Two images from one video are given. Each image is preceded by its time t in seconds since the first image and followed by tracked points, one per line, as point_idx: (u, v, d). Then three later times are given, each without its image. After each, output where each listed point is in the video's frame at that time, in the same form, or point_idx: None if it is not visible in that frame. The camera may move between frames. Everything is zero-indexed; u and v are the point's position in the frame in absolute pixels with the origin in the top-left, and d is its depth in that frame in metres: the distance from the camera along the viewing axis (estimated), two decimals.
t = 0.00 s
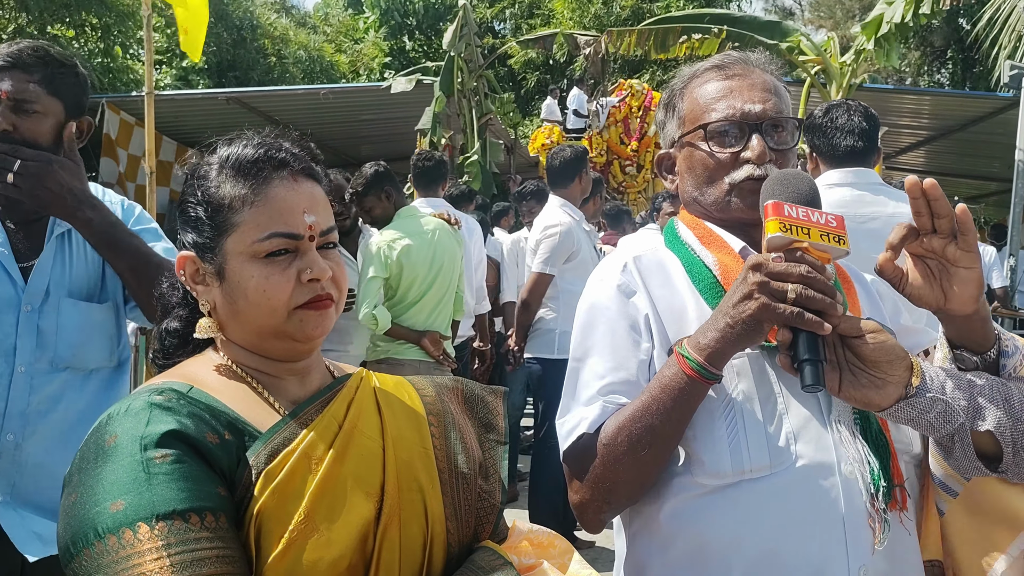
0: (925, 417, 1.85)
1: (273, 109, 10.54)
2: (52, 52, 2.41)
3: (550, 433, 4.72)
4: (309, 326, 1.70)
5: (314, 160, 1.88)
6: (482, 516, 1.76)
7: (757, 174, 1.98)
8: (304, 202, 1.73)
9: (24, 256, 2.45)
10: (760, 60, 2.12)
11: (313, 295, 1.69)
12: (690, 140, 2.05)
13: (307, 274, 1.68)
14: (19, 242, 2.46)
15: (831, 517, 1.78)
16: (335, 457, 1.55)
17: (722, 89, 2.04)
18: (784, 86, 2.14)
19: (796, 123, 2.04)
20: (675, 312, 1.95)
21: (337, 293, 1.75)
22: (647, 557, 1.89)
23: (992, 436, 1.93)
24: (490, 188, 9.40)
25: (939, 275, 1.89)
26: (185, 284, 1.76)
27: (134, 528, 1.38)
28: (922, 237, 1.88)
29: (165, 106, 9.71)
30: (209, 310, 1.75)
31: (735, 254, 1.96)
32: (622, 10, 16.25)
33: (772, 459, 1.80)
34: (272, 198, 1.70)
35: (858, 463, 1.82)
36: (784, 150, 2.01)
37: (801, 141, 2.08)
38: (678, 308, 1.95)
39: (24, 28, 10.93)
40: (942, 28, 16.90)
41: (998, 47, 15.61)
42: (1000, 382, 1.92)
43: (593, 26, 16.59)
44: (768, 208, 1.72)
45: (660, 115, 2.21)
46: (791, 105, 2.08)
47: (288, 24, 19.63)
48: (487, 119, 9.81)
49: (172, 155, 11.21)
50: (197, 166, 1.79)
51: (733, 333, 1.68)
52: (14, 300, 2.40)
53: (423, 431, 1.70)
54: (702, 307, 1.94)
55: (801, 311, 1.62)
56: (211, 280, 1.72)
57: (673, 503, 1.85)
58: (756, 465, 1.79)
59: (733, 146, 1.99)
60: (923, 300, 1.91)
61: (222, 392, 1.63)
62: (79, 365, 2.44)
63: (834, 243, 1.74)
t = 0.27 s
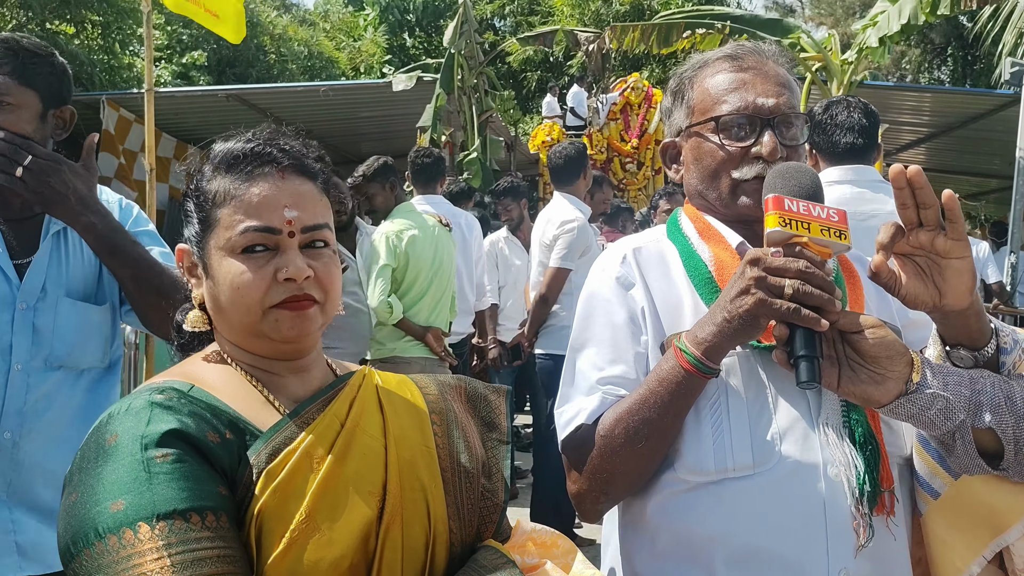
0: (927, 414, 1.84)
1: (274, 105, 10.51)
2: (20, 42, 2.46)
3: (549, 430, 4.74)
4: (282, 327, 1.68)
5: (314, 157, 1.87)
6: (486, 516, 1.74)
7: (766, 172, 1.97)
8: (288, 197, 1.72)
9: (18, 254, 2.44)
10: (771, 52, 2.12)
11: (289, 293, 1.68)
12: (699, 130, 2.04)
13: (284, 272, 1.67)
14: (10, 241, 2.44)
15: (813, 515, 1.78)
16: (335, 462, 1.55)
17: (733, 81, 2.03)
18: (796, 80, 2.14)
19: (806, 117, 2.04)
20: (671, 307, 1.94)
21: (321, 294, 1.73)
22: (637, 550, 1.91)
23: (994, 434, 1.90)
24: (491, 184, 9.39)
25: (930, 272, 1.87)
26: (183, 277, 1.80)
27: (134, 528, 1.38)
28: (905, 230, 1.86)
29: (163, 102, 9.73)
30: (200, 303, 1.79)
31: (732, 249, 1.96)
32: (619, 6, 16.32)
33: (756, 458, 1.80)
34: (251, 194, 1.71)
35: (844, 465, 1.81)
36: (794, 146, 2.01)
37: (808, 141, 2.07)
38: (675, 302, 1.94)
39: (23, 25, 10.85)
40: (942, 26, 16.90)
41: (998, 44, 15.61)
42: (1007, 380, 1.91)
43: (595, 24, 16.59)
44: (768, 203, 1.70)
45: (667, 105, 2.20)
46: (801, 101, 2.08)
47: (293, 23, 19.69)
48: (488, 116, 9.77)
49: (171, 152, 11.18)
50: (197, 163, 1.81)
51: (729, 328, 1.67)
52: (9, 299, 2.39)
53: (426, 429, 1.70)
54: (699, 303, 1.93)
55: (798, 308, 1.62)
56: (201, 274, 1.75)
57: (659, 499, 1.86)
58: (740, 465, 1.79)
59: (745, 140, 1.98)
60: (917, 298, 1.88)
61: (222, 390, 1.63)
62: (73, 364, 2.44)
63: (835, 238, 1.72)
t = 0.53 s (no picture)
0: (924, 420, 1.83)
1: (274, 105, 10.50)
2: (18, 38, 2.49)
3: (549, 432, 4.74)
4: (274, 328, 1.65)
5: (315, 156, 1.85)
6: (491, 519, 1.74)
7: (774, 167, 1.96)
8: (282, 198, 1.70)
9: (10, 255, 2.43)
10: (781, 46, 2.10)
11: (282, 294, 1.66)
12: (705, 124, 2.02)
13: (275, 273, 1.65)
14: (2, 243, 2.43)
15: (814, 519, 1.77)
16: (331, 464, 1.53)
17: (741, 74, 2.01)
18: (805, 75, 2.13)
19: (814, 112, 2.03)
20: (672, 308, 1.92)
21: (316, 295, 1.70)
22: (636, 550, 1.90)
23: (990, 438, 1.89)
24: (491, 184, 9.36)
25: (939, 281, 2.07)
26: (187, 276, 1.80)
27: (122, 529, 1.37)
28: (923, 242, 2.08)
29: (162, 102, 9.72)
30: (201, 302, 1.79)
31: (738, 250, 1.94)
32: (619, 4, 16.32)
33: (759, 462, 1.78)
34: (246, 193, 1.70)
35: (847, 471, 1.79)
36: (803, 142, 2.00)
37: (817, 133, 2.07)
38: (676, 302, 1.92)
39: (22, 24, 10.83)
40: (941, 26, 16.90)
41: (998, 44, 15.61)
42: (1001, 383, 1.90)
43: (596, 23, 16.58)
44: (762, 213, 1.68)
45: (674, 96, 2.19)
46: (810, 95, 2.07)
47: (294, 22, 19.68)
48: (488, 115, 9.73)
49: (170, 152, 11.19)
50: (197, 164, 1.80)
51: (725, 342, 1.65)
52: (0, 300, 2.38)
53: (429, 432, 1.68)
54: (701, 303, 1.91)
55: (793, 323, 1.60)
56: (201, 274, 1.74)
57: (659, 500, 1.84)
58: (741, 469, 1.77)
59: (753, 134, 1.96)
60: (926, 302, 2.07)
61: (220, 391, 1.61)
62: (65, 368, 2.43)
63: (830, 245, 1.69)
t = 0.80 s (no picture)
0: (935, 420, 1.81)
1: (274, 105, 10.49)
2: (13, 39, 2.51)
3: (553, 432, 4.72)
4: (276, 328, 1.63)
5: (320, 156, 1.83)
6: (498, 526, 1.71)
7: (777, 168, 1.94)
8: (284, 196, 1.68)
9: None
10: (785, 45, 2.09)
11: (283, 293, 1.64)
12: (708, 122, 2.00)
13: (276, 272, 1.63)
14: None
15: (831, 523, 1.75)
16: (328, 458, 1.52)
17: (745, 74, 2.00)
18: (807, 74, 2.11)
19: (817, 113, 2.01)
20: (681, 310, 1.90)
21: (320, 295, 1.68)
22: (645, 558, 1.86)
23: (1001, 437, 1.89)
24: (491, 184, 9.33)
25: (938, 279, 2.07)
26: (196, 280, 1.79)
27: (107, 528, 1.36)
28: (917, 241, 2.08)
29: (161, 102, 9.70)
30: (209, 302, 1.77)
31: (746, 250, 1.92)
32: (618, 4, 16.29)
33: (776, 466, 1.76)
34: (248, 191, 1.68)
35: (863, 470, 1.79)
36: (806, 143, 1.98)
37: (819, 136, 2.05)
38: (685, 304, 1.90)
39: (21, 25, 10.84)
40: (941, 25, 16.87)
41: (998, 43, 15.58)
42: (1012, 384, 1.89)
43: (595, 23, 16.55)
44: (775, 207, 1.66)
45: (676, 95, 2.17)
46: (814, 95, 2.05)
47: (293, 23, 19.67)
48: (488, 115, 9.66)
49: (170, 152, 11.18)
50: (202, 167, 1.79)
51: (738, 338, 1.63)
52: None
53: (436, 434, 1.65)
54: (710, 303, 1.90)
55: (809, 318, 1.59)
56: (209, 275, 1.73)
57: (673, 505, 1.81)
58: (760, 471, 1.75)
59: (757, 134, 1.94)
60: (927, 302, 2.06)
61: (220, 392, 1.60)
62: (58, 366, 2.41)
63: (844, 241, 1.68)
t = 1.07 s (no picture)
0: (936, 422, 1.81)
1: (273, 105, 10.46)
2: (20, 43, 2.54)
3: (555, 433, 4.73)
4: (279, 329, 1.63)
5: (323, 155, 1.83)
6: (494, 530, 1.70)
7: (780, 159, 1.93)
8: (285, 199, 1.67)
9: None
10: (775, 42, 2.10)
11: (285, 294, 1.63)
12: (705, 119, 2.00)
13: (278, 274, 1.62)
14: None
15: (827, 523, 1.74)
16: (324, 458, 1.52)
17: (738, 69, 2.00)
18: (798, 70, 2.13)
19: (811, 104, 2.02)
20: (680, 309, 1.89)
21: (322, 296, 1.67)
22: (643, 558, 1.86)
23: (1003, 439, 1.87)
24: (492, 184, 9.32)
25: (957, 289, 2.06)
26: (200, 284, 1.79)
27: (92, 525, 1.38)
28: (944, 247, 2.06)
29: (161, 103, 9.70)
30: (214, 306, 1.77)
31: (745, 250, 1.91)
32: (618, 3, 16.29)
33: (776, 464, 1.76)
34: (252, 191, 1.68)
35: (863, 470, 1.78)
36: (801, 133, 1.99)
37: (814, 128, 2.06)
38: (683, 303, 1.90)
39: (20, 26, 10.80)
40: (940, 24, 16.87)
41: (998, 41, 15.56)
42: (1014, 385, 1.88)
43: (594, 23, 16.55)
44: (777, 209, 1.65)
45: (668, 97, 2.16)
46: (807, 88, 2.06)
47: (293, 23, 19.67)
48: (488, 115, 9.66)
49: (169, 152, 11.15)
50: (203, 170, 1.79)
51: (738, 340, 1.63)
52: None
53: (437, 439, 1.65)
54: (708, 303, 1.89)
55: (810, 320, 1.58)
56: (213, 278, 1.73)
57: (672, 504, 1.81)
58: (758, 471, 1.75)
59: (754, 128, 1.94)
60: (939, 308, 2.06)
61: (221, 394, 1.60)
62: (52, 364, 2.48)
63: (844, 244, 1.67)
